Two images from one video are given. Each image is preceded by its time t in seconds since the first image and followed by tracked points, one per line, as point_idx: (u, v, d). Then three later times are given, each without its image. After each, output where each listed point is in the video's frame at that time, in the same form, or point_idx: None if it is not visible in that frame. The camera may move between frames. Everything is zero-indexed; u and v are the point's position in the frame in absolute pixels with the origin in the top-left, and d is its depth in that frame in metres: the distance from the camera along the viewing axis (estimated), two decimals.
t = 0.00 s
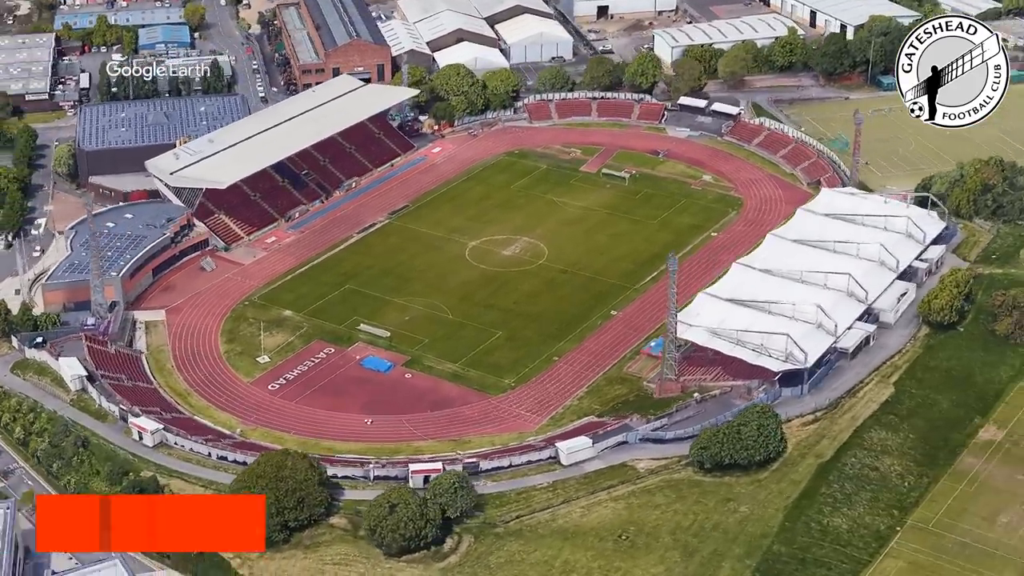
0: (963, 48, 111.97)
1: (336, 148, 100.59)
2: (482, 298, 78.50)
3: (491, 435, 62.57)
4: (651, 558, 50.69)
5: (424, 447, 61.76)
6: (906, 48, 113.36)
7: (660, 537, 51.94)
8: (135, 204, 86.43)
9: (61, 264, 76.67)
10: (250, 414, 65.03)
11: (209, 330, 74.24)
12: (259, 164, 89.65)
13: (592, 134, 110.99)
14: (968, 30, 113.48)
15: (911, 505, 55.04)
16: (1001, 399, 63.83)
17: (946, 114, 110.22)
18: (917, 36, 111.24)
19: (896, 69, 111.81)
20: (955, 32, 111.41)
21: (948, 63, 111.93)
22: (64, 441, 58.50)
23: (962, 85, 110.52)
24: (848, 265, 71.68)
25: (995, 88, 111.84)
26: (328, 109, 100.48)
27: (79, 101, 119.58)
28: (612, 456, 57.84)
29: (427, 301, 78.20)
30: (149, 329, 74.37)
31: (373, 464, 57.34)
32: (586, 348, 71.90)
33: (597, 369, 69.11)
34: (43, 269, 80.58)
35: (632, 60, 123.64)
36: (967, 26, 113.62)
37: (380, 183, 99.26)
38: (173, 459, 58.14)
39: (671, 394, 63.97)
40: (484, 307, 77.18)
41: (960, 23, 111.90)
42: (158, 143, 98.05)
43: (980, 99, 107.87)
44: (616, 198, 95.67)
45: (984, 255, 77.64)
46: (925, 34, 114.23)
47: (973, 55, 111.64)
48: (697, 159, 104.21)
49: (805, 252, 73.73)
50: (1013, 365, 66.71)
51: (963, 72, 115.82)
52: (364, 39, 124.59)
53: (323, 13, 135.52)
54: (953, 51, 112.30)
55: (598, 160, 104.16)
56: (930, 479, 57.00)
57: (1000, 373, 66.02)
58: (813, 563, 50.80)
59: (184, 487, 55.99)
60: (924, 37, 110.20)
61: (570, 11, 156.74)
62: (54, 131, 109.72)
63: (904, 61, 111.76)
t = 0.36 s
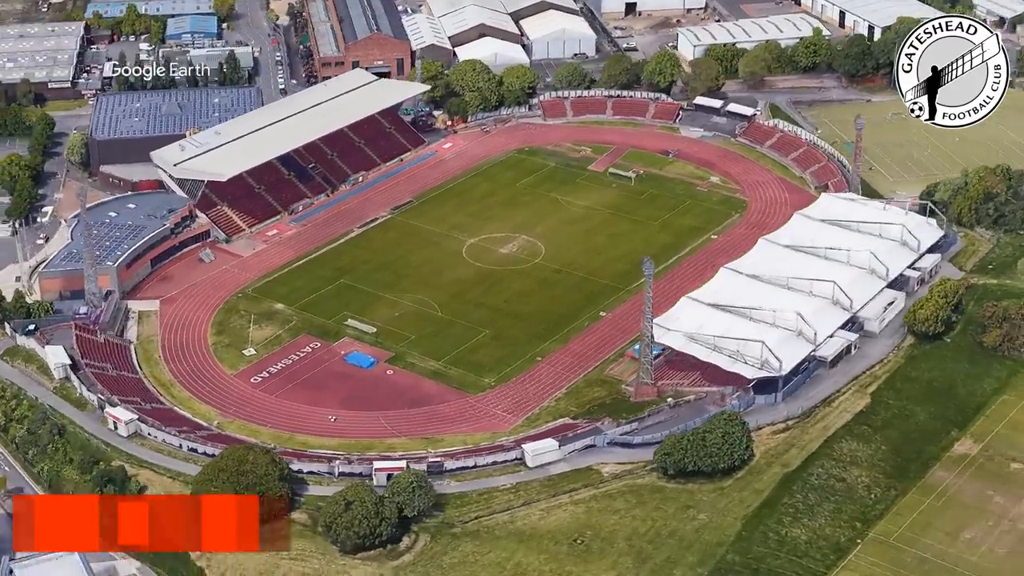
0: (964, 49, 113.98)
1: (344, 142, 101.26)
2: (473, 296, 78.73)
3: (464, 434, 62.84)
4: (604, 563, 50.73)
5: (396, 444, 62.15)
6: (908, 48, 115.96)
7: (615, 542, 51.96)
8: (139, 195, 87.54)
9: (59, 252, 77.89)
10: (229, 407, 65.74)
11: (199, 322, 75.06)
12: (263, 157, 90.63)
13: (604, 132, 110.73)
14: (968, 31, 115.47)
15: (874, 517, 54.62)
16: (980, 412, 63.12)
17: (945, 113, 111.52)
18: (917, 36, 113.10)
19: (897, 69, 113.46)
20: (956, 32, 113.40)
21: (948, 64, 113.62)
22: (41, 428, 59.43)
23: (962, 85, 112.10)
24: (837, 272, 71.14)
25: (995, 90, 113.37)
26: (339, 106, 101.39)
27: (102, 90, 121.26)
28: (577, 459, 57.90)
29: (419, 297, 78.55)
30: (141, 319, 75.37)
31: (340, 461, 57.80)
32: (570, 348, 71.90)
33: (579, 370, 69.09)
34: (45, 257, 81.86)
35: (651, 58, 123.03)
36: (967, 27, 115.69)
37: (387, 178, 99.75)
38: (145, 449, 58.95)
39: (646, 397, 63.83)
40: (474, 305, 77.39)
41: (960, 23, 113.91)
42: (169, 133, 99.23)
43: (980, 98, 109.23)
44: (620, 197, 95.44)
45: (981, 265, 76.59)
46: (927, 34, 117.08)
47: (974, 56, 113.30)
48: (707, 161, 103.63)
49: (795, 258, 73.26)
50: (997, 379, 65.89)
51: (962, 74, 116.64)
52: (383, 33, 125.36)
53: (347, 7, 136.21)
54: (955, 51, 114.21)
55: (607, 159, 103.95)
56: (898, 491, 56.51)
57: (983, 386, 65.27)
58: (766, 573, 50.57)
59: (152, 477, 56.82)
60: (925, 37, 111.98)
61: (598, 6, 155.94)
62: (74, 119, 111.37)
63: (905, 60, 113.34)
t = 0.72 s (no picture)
0: (964, 47, 117.36)
1: (355, 135, 101.62)
2: (466, 294, 78.99)
3: (438, 433, 63.20)
4: (557, 569, 50.86)
5: (370, 442, 62.60)
6: (908, 48, 119.16)
7: (571, 548, 52.06)
8: (145, 185, 88.63)
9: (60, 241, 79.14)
10: (211, 399, 66.56)
11: (192, 314, 75.95)
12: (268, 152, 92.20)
13: (618, 132, 110.45)
14: (969, 32, 117.05)
15: (837, 531, 54.29)
16: (960, 427, 62.48)
17: (945, 113, 112.45)
18: (915, 35, 116.45)
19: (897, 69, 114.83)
20: (955, 33, 114.84)
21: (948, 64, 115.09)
22: (21, 415, 60.55)
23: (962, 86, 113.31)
24: (826, 279, 70.63)
25: (995, 92, 114.37)
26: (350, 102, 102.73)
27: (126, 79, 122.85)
28: (545, 462, 57.99)
29: (412, 294, 78.95)
30: (136, 309, 76.43)
31: (309, 457, 58.32)
32: (555, 350, 71.94)
33: (561, 372, 69.13)
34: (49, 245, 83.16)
35: (672, 57, 122.34)
36: (967, 28, 117.50)
37: (395, 173, 100.24)
38: (121, 440, 59.81)
39: (622, 402, 63.62)
40: (466, 304, 77.65)
41: (961, 23, 115.78)
42: (182, 125, 100.41)
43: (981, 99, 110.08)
44: (626, 198, 95.21)
45: (978, 276, 75.61)
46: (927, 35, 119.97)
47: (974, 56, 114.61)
48: (719, 163, 103.01)
49: (786, 264, 72.78)
50: (980, 395, 65.18)
51: (962, 74, 119.61)
52: (405, 28, 125.93)
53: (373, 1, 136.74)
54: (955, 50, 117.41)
55: (618, 159, 103.70)
56: (865, 505, 56.11)
57: (964, 401, 64.55)
58: None
59: (125, 468, 57.71)
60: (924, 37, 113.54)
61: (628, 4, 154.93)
62: (95, 108, 112.94)
63: (905, 61, 114.72)
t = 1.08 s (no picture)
0: (964, 49, 118.92)
1: (367, 131, 102.26)
2: (462, 293, 79.15)
3: (419, 434, 63.52)
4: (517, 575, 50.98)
5: (349, 441, 62.94)
6: (908, 48, 119.37)
7: (532, 554, 52.16)
8: (154, 178, 89.61)
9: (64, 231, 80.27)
10: (197, 393, 67.31)
11: (189, 307, 76.69)
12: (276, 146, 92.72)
13: (634, 133, 110.04)
14: (970, 33, 118.79)
15: (805, 544, 53.95)
16: (942, 442, 61.79)
17: (944, 113, 113.60)
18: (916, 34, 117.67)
19: (898, 68, 115.83)
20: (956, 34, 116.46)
21: (949, 64, 116.65)
22: (6, 403, 61.66)
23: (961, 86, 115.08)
24: (817, 288, 70.03)
25: (994, 91, 115.30)
26: (360, 99, 103.23)
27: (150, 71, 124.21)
28: (517, 466, 58.05)
29: (408, 292, 79.22)
30: (134, 301, 77.33)
31: (284, 453, 58.80)
32: (543, 352, 71.95)
33: (547, 376, 69.11)
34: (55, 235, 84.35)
35: (693, 58, 121.47)
36: (968, 29, 119.47)
37: (404, 170, 100.66)
38: (101, 431, 60.56)
39: (603, 407, 63.55)
40: (460, 303, 77.80)
41: (962, 25, 118.60)
42: (196, 117, 101.35)
43: (980, 98, 111.35)
44: (633, 200, 94.87)
45: (977, 288, 74.61)
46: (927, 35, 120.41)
47: (973, 57, 116.16)
48: (731, 166, 102.30)
49: (778, 272, 72.24)
50: (966, 410, 64.41)
51: (963, 72, 118.30)
52: (428, 25, 126.30)
53: None
54: (954, 51, 118.95)
55: (630, 159, 103.32)
56: (836, 519, 55.68)
57: (949, 414, 63.89)
58: None
59: (101, 459, 58.47)
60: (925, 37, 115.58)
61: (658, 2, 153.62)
62: (117, 99, 114.31)
63: (905, 61, 115.61)
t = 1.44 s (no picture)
0: (964, 47, 116.80)
1: (383, 127, 102.80)
2: (459, 294, 79.23)
3: (399, 435, 63.74)
4: None
5: (328, 440, 63.32)
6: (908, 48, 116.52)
7: (492, 562, 52.23)
8: (166, 171, 90.60)
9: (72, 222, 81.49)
10: (186, 387, 68.03)
11: (188, 301, 77.47)
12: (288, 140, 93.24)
13: (653, 135, 109.48)
14: (968, 31, 117.04)
15: (770, 561, 53.48)
16: (925, 460, 60.86)
17: (944, 114, 112.95)
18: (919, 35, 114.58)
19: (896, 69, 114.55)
20: (954, 32, 115.26)
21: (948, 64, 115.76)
22: None
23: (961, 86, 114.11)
24: (810, 300, 69.32)
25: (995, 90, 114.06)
26: (376, 94, 103.45)
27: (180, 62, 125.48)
28: (489, 472, 58.15)
29: (406, 291, 79.46)
30: (136, 293, 78.33)
31: (259, 451, 59.33)
32: (534, 356, 71.86)
33: (535, 380, 69.01)
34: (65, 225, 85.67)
35: (719, 60, 120.27)
36: (966, 27, 117.36)
37: (418, 168, 100.99)
38: (84, 424, 61.42)
39: (584, 415, 63.42)
40: (457, 304, 77.88)
41: (961, 23, 116.19)
42: (215, 110, 102.24)
43: (980, 98, 110.59)
44: (643, 204, 94.38)
45: (977, 305, 73.38)
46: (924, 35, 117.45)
47: (973, 56, 115.08)
48: (747, 172, 101.39)
49: (773, 281, 71.56)
50: (953, 429, 63.40)
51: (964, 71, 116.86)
52: (455, 21, 126.45)
53: None
54: (954, 51, 116.48)
55: (646, 162, 102.76)
56: (805, 536, 55.13)
57: (935, 434, 62.89)
58: None
59: (80, 450, 59.31)
60: (924, 36, 114.69)
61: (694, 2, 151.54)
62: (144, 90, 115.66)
63: (904, 61, 114.50)
